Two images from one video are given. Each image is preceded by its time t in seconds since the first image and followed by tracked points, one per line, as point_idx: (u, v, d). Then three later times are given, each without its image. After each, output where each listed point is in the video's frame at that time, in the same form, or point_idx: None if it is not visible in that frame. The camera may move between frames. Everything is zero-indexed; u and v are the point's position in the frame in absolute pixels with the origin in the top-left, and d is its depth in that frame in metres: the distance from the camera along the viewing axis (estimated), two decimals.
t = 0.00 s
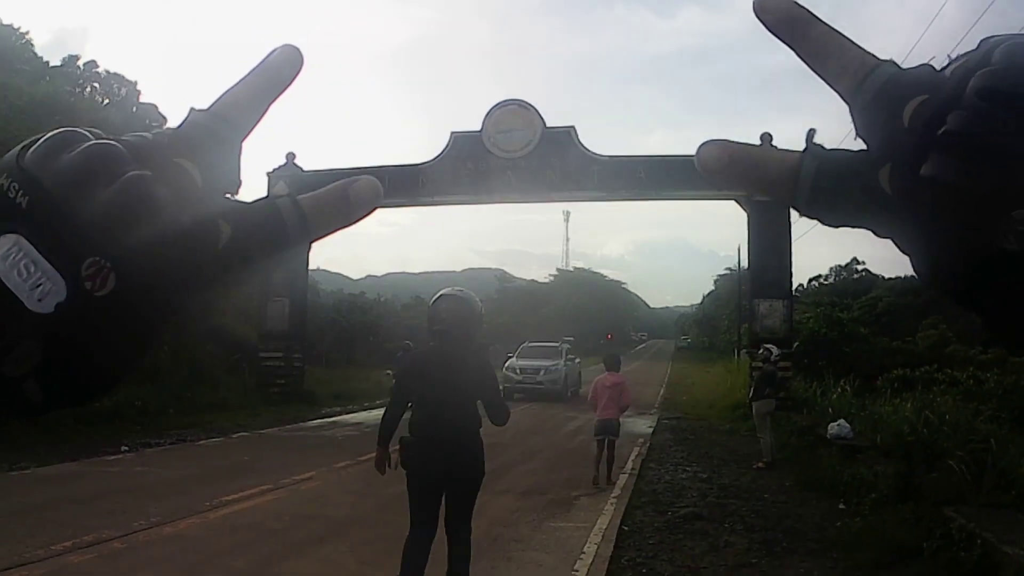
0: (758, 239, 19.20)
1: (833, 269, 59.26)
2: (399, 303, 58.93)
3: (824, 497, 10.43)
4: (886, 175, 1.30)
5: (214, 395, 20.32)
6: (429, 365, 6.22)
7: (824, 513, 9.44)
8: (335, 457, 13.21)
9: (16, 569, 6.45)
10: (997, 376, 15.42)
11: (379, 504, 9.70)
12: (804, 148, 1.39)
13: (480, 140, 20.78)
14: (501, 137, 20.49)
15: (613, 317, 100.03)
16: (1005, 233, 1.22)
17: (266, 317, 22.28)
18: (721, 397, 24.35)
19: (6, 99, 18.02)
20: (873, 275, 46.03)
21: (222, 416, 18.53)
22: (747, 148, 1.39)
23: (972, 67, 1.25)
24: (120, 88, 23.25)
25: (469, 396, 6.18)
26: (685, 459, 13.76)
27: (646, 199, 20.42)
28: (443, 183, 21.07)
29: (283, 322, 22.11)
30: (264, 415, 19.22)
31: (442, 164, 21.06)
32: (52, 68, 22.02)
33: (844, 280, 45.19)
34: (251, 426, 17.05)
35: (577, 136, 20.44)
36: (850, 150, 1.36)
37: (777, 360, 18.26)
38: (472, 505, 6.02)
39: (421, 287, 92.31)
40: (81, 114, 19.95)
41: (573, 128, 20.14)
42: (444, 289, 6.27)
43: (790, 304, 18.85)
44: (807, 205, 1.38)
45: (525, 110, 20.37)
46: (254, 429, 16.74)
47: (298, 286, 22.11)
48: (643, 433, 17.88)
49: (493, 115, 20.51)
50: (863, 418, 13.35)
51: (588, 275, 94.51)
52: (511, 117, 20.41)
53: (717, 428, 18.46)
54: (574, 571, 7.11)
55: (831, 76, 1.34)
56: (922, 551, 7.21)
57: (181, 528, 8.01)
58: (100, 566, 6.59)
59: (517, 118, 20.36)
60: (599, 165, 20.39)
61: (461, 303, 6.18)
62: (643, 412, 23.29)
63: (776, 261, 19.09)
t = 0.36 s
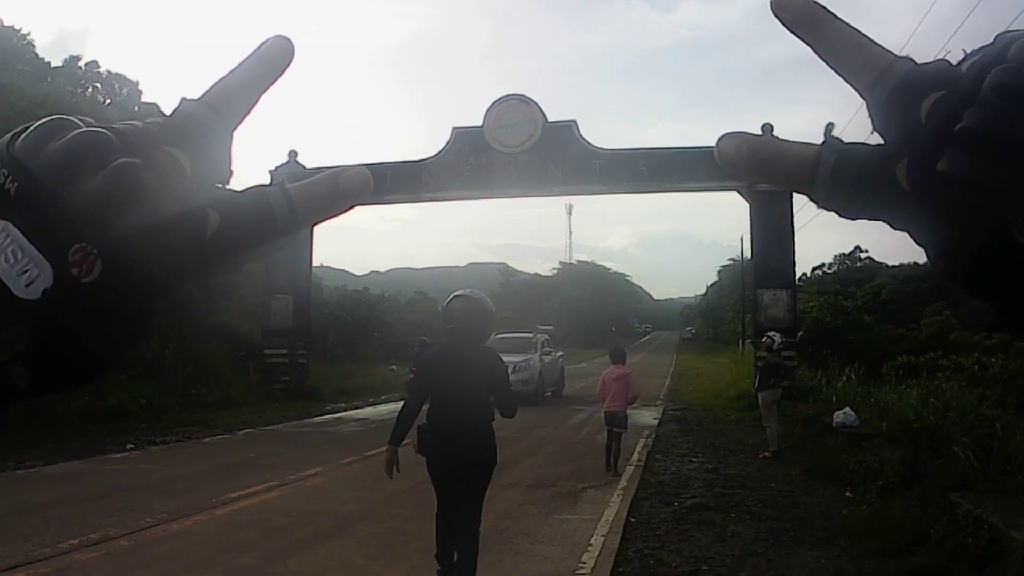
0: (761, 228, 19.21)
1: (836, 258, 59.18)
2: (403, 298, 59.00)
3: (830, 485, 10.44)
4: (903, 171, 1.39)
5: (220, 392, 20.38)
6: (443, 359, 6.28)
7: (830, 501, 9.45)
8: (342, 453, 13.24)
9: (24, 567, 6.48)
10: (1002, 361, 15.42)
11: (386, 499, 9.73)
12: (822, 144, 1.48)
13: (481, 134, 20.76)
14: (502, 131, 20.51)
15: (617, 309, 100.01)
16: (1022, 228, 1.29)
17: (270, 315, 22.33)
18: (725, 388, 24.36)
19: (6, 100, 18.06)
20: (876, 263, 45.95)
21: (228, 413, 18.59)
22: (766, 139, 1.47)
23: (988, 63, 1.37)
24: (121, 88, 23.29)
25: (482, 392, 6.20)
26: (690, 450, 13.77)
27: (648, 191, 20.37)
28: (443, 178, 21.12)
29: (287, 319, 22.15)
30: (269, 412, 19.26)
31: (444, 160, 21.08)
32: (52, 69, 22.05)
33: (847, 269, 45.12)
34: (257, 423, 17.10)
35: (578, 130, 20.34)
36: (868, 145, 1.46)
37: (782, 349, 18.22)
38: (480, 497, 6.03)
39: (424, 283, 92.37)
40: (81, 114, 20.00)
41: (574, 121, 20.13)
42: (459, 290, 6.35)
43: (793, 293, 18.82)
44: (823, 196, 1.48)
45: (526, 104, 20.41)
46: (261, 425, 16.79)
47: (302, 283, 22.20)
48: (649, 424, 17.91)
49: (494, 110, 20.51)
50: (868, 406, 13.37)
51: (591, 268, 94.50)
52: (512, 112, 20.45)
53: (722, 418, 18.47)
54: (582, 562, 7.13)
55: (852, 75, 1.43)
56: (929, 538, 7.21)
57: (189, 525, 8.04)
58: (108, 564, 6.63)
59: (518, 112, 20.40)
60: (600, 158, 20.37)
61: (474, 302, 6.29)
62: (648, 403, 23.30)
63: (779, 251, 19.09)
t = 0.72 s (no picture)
0: (768, 229, 19.18)
1: (844, 259, 59.04)
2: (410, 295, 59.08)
3: (836, 487, 10.40)
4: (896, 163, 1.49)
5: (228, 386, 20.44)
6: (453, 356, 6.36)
7: (836, 504, 9.41)
8: (347, 449, 13.26)
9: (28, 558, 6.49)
10: (1009, 366, 15.38)
11: (391, 497, 9.73)
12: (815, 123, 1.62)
13: (490, 132, 20.77)
14: (510, 129, 20.46)
15: (624, 309, 99.99)
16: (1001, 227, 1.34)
17: (278, 309, 22.37)
18: (732, 389, 24.33)
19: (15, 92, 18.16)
20: (884, 266, 45.92)
21: (235, 407, 18.64)
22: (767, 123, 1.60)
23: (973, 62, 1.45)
24: (131, 81, 23.38)
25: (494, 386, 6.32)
26: (696, 452, 13.75)
27: (656, 190, 20.29)
28: (452, 175, 21.14)
29: (294, 315, 22.19)
30: (275, 407, 19.28)
31: (453, 157, 21.10)
32: (63, 62, 22.16)
33: (855, 271, 45.00)
34: (263, 418, 17.15)
35: (588, 128, 20.32)
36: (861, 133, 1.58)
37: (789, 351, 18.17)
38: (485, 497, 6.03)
39: (432, 280, 92.52)
40: (91, 107, 20.10)
41: (584, 120, 20.10)
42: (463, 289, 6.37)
43: (801, 295, 18.76)
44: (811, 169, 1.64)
45: (536, 102, 20.36)
46: (267, 420, 16.84)
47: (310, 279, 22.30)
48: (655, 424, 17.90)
49: (504, 107, 20.51)
50: (874, 409, 13.34)
51: (599, 267, 94.46)
52: (521, 110, 20.42)
53: (728, 419, 18.43)
54: (587, 564, 7.12)
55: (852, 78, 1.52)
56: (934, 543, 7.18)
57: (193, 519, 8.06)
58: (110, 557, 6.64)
59: (527, 111, 20.37)
60: (609, 156, 20.35)
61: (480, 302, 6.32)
62: (655, 403, 23.28)
63: (787, 252, 19.05)
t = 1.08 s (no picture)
0: (775, 221, 19.14)
1: (852, 249, 58.84)
2: (418, 294, 59.19)
3: (848, 475, 10.40)
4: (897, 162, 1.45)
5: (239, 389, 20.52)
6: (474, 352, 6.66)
7: (849, 493, 9.41)
8: (358, 450, 13.31)
9: (41, 567, 6.55)
10: (1020, 351, 15.33)
11: (399, 496, 9.77)
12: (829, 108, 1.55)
13: (494, 131, 20.77)
14: (514, 127, 20.44)
15: (632, 304, 99.97)
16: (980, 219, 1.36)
17: (287, 312, 22.43)
18: (742, 380, 24.31)
19: (19, 101, 18.27)
20: (891, 255, 45.85)
21: (246, 410, 18.70)
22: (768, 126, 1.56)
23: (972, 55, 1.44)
24: (134, 88, 23.47)
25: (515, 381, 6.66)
26: (707, 444, 13.75)
27: (661, 184, 20.27)
28: (457, 174, 21.17)
29: (302, 317, 22.24)
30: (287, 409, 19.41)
31: (458, 156, 21.14)
32: (67, 71, 22.24)
33: (862, 260, 44.86)
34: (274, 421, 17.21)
35: (591, 124, 20.30)
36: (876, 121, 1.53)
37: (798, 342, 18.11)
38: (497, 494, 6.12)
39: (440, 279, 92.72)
40: (96, 116, 20.21)
41: (587, 116, 20.08)
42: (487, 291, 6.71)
43: (809, 285, 18.70)
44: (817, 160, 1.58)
45: (540, 99, 20.35)
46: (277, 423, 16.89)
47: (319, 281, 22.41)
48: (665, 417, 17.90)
49: (507, 105, 20.51)
50: (884, 397, 13.34)
51: (606, 263, 94.50)
52: (525, 107, 20.40)
53: (738, 411, 18.41)
54: (599, 557, 7.13)
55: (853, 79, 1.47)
56: (947, 528, 7.18)
57: (205, 524, 8.10)
58: (123, 564, 6.67)
59: (531, 108, 20.34)
60: (614, 151, 20.31)
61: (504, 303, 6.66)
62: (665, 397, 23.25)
63: (794, 243, 19.00)
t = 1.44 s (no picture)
0: (775, 213, 19.12)
1: (851, 241, 58.79)
2: (416, 285, 59.13)
3: (846, 467, 10.42)
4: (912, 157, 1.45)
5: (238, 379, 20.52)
6: (493, 334, 7.21)
7: (846, 484, 9.44)
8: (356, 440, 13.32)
9: (39, 560, 6.56)
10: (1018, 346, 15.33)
11: (397, 487, 9.78)
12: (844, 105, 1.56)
13: (492, 121, 20.74)
14: (514, 117, 20.43)
15: (631, 295, 99.95)
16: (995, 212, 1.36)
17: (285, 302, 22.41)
18: (740, 372, 24.33)
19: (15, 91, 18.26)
20: (890, 248, 45.86)
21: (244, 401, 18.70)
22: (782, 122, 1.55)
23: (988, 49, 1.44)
24: (131, 78, 23.39)
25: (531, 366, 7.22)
26: (705, 435, 13.76)
27: (660, 176, 20.23)
28: (455, 164, 21.13)
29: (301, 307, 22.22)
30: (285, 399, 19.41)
31: (457, 146, 21.10)
32: (64, 60, 22.14)
33: (860, 254, 44.84)
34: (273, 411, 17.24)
35: (591, 114, 20.26)
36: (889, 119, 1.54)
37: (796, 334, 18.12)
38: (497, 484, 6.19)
39: (438, 270, 92.66)
40: (93, 106, 20.20)
41: (586, 106, 20.03)
42: (512, 278, 7.33)
43: (807, 277, 18.69)
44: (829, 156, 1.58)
45: (539, 89, 20.33)
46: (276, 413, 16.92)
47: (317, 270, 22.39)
48: (664, 409, 17.93)
49: (506, 95, 20.48)
50: (882, 390, 13.36)
51: (604, 254, 94.45)
52: (524, 98, 20.40)
53: (737, 402, 18.43)
54: (597, 548, 7.14)
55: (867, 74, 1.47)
56: (944, 520, 7.21)
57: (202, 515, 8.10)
58: (122, 557, 6.69)
59: (531, 98, 20.33)
60: (613, 143, 20.28)
61: (523, 292, 7.22)
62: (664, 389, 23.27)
63: (793, 235, 18.98)
